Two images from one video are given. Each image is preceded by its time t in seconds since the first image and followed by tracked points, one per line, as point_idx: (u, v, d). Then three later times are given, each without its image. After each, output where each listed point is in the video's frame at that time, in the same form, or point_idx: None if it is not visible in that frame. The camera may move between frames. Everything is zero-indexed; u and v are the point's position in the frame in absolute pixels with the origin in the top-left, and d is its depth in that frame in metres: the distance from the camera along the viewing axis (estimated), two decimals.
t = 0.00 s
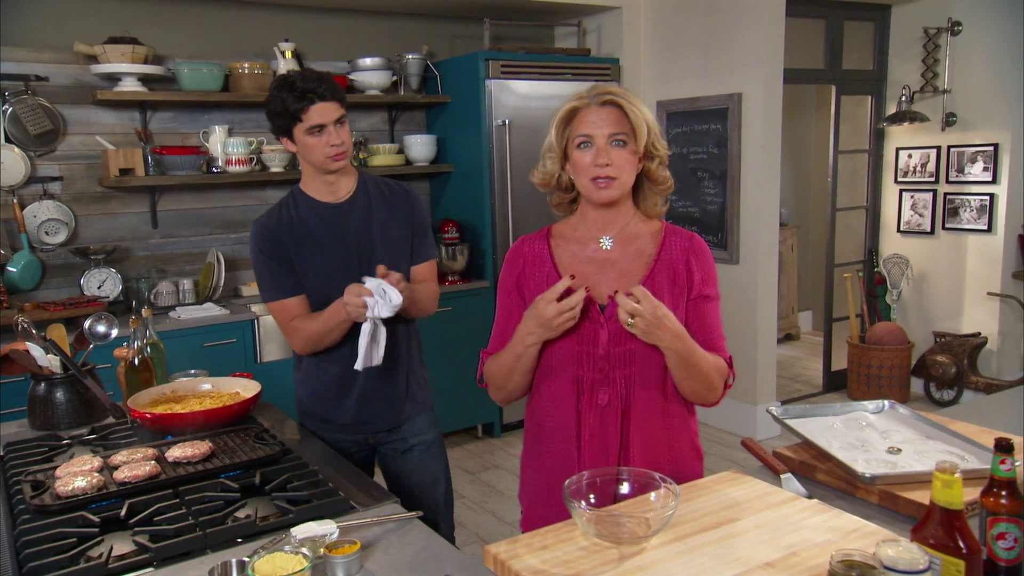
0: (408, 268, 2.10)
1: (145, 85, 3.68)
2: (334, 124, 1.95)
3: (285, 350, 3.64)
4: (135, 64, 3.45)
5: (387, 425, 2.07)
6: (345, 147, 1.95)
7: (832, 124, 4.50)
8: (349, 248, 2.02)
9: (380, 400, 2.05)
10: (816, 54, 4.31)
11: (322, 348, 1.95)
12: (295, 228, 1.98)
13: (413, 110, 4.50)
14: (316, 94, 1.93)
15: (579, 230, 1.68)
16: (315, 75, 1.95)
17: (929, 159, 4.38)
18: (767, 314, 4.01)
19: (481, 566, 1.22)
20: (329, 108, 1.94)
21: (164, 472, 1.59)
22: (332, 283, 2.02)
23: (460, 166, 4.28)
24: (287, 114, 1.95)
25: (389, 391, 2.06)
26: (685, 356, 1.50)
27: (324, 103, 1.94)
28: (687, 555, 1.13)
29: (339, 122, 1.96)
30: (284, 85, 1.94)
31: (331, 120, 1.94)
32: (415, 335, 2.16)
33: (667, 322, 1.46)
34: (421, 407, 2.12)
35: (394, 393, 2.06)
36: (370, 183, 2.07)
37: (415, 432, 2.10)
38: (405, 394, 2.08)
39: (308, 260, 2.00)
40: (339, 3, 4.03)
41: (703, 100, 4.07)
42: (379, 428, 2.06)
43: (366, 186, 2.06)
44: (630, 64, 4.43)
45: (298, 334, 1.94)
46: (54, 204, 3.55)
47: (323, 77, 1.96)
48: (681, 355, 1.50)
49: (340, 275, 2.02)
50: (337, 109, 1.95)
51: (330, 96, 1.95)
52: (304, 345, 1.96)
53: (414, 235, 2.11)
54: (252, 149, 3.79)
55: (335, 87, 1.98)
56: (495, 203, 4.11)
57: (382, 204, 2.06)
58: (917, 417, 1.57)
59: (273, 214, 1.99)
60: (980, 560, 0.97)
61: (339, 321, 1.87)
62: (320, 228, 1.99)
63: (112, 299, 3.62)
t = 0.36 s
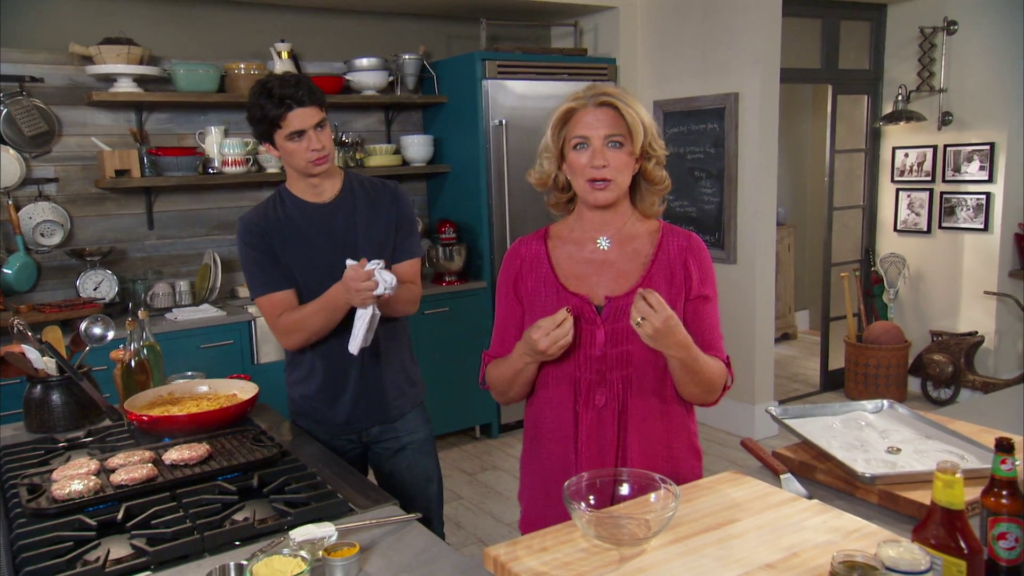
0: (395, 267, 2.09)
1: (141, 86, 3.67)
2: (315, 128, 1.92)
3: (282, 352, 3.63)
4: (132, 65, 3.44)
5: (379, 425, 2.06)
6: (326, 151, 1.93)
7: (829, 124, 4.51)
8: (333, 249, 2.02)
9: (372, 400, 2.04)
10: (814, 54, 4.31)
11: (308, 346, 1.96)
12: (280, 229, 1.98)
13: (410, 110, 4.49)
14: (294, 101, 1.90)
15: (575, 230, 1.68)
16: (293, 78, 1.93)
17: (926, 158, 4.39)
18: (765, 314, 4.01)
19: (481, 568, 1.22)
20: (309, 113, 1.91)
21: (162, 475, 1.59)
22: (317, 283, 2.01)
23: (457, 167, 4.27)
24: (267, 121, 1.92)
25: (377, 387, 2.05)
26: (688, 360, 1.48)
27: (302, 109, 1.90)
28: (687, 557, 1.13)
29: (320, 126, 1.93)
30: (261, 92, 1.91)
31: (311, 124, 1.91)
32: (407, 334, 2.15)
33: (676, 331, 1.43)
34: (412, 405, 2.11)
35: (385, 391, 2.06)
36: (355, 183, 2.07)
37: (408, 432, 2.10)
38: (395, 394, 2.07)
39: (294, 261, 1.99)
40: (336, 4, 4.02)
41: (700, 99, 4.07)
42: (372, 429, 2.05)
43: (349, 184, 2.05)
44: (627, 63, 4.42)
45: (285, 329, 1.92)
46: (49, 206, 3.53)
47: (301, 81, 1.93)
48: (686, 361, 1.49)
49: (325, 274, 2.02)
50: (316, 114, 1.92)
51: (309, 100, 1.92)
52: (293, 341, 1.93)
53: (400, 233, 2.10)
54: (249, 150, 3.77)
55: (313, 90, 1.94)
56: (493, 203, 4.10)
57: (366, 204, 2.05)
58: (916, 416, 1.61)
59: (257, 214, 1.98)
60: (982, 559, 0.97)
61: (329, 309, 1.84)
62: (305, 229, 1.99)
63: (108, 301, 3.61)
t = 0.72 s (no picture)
0: (392, 271, 2.10)
1: (143, 90, 3.67)
2: (313, 135, 1.92)
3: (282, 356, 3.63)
4: (134, 69, 3.45)
5: (377, 429, 2.06)
6: (326, 156, 1.92)
7: (830, 128, 4.51)
8: (332, 253, 2.01)
9: (371, 404, 2.04)
10: (815, 58, 4.31)
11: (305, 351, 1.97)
12: (279, 232, 1.98)
13: (411, 114, 4.49)
14: (291, 109, 1.90)
15: (576, 236, 1.68)
16: (292, 84, 1.92)
17: (926, 162, 4.39)
18: (766, 318, 4.01)
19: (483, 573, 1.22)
20: (307, 120, 1.91)
21: (163, 480, 1.59)
22: (315, 287, 2.01)
23: (458, 171, 4.28)
24: (265, 129, 1.92)
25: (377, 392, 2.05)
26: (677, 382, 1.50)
27: (299, 117, 1.90)
28: (691, 563, 1.13)
29: (318, 131, 1.93)
30: (257, 101, 1.91)
31: (309, 131, 1.91)
32: (406, 339, 2.15)
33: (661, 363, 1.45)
34: (409, 409, 2.11)
35: (384, 395, 2.05)
36: (354, 186, 2.06)
37: (406, 436, 2.09)
38: (394, 398, 2.07)
39: (292, 264, 1.99)
40: (338, 8, 4.03)
41: (701, 104, 4.08)
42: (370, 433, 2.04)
43: (349, 190, 2.05)
44: (627, 68, 4.42)
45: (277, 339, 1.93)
46: (51, 210, 3.53)
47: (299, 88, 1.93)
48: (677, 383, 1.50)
49: (322, 277, 2.01)
50: (313, 121, 1.92)
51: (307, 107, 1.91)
52: (276, 347, 1.95)
53: (399, 237, 2.10)
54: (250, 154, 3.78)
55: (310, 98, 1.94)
56: (493, 207, 4.10)
57: (365, 207, 2.05)
58: (918, 421, 1.61)
59: (255, 218, 1.98)
60: (986, 566, 0.98)
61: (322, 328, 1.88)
62: (303, 233, 1.99)
63: (109, 305, 3.61)
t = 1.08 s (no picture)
0: (389, 272, 2.10)
1: (139, 89, 3.67)
2: (309, 137, 1.91)
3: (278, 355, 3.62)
4: (130, 68, 3.44)
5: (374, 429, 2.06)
6: (323, 157, 1.93)
7: (826, 130, 4.51)
8: (330, 255, 2.01)
9: (369, 404, 2.04)
10: (811, 60, 4.32)
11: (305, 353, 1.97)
12: (276, 237, 1.97)
13: (408, 114, 4.49)
14: (289, 110, 1.87)
15: (571, 237, 1.68)
16: (285, 86, 1.90)
17: (922, 164, 4.40)
18: (762, 319, 4.02)
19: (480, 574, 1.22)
20: (303, 122, 1.89)
21: (158, 480, 1.59)
22: (314, 290, 2.01)
23: (454, 171, 4.28)
24: (260, 131, 1.90)
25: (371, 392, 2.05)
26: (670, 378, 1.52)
27: (296, 118, 1.88)
28: (687, 563, 1.13)
29: (314, 132, 1.92)
30: (252, 102, 1.88)
31: (305, 133, 1.89)
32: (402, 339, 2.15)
33: (645, 363, 1.48)
34: (404, 409, 2.11)
35: (380, 395, 2.05)
36: (350, 188, 2.06)
37: (402, 436, 2.10)
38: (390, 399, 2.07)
39: (291, 269, 1.99)
40: (335, 8, 4.03)
41: (697, 105, 4.08)
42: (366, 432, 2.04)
43: (345, 191, 2.05)
44: (624, 68, 4.43)
45: (274, 345, 1.93)
46: (46, 209, 3.52)
47: (292, 90, 1.90)
48: (673, 381, 1.52)
49: (319, 278, 2.01)
50: (310, 121, 1.90)
51: (302, 109, 1.90)
52: (270, 351, 1.96)
53: (396, 238, 2.11)
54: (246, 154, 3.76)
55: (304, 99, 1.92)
56: (490, 207, 4.10)
57: (363, 209, 2.05)
58: (912, 422, 1.62)
59: (252, 223, 1.97)
60: (981, 566, 0.98)
61: (304, 334, 1.89)
62: (301, 237, 1.98)
63: (104, 305, 3.61)
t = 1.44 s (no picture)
0: (389, 272, 2.11)
1: (137, 88, 3.66)
2: (290, 150, 1.88)
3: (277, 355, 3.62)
4: (128, 67, 3.44)
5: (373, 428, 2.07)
6: (301, 172, 1.91)
7: (825, 130, 4.52)
8: (331, 254, 2.01)
9: (368, 404, 2.04)
10: (810, 60, 4.32)
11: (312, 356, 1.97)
12: (277, 236, 1.97)
13: (407, 113, 4.49)
14: (271, 123, 1.84)
15: (570, 237, 1.68)
16: (276, 91, 1.86)
17: (920, 164, 4.39)
18: (760, 319, 4.02)
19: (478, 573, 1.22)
20: (283, 136, 1.86)
21: (157, 479, 1.59)
22: (316, 289, 2.01)
23: (454, 170, 4.28)
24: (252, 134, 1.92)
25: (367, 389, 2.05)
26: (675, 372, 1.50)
27: (277, 132, 1.86)
28: (686, 563, 1.13)
29: (297, 146, 1.89)
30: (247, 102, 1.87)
31: (285, 146, 1.88)
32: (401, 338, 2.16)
33: (657, 353, 1.47)
34: (403, 408, 2.11)
35: (378, 395, 2.06)
36: (351, 190, 2.07)
37: (399, 435, 2.09)
38: (387, 396, 2.07)
39: (293, 267, 1.98)
40: (335, 7, 4.03)
41: (697, 104, 4.08)
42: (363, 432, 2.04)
43: (345, 191, 2.05)
44: (623, 68, 4.43)
45: (286, 346, 1.92)
46: (44, 208, 3.52)
47: (283, 97, 1.85)
48: (678, 377, 1.52)
49: (322, 278, 2.01)
50: (293, 135, 1.87)
51: (287, 125, 1.85)
52: (283, 352, 1.95)
53: (397, 239, 2.11)
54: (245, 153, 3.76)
55: (300, 105, 1.87)
56: (489, 207, 4.10)
57: (363, 208, 2.06)
58: (911, 422, 1.61)
59: (253, 221, 1.97)
60: (980, 566, 0.99)
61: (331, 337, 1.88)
62: (303, 236, 1.98)
63: (103, 304, 3.61)
